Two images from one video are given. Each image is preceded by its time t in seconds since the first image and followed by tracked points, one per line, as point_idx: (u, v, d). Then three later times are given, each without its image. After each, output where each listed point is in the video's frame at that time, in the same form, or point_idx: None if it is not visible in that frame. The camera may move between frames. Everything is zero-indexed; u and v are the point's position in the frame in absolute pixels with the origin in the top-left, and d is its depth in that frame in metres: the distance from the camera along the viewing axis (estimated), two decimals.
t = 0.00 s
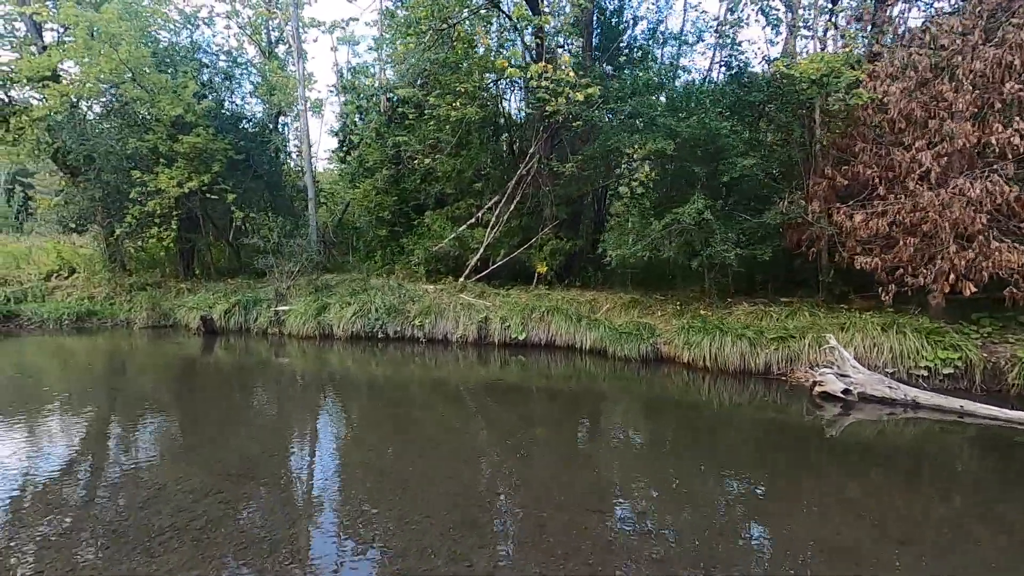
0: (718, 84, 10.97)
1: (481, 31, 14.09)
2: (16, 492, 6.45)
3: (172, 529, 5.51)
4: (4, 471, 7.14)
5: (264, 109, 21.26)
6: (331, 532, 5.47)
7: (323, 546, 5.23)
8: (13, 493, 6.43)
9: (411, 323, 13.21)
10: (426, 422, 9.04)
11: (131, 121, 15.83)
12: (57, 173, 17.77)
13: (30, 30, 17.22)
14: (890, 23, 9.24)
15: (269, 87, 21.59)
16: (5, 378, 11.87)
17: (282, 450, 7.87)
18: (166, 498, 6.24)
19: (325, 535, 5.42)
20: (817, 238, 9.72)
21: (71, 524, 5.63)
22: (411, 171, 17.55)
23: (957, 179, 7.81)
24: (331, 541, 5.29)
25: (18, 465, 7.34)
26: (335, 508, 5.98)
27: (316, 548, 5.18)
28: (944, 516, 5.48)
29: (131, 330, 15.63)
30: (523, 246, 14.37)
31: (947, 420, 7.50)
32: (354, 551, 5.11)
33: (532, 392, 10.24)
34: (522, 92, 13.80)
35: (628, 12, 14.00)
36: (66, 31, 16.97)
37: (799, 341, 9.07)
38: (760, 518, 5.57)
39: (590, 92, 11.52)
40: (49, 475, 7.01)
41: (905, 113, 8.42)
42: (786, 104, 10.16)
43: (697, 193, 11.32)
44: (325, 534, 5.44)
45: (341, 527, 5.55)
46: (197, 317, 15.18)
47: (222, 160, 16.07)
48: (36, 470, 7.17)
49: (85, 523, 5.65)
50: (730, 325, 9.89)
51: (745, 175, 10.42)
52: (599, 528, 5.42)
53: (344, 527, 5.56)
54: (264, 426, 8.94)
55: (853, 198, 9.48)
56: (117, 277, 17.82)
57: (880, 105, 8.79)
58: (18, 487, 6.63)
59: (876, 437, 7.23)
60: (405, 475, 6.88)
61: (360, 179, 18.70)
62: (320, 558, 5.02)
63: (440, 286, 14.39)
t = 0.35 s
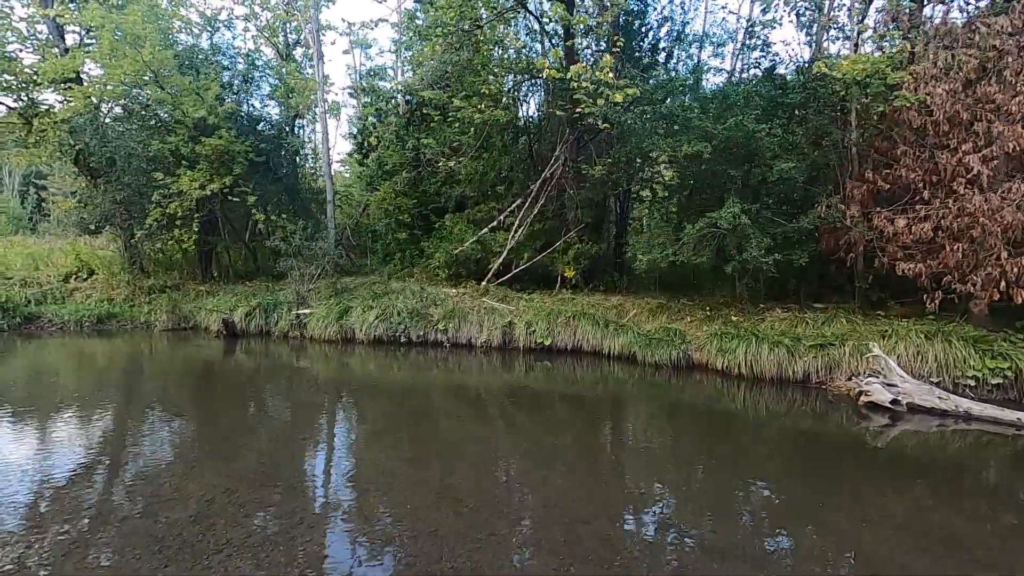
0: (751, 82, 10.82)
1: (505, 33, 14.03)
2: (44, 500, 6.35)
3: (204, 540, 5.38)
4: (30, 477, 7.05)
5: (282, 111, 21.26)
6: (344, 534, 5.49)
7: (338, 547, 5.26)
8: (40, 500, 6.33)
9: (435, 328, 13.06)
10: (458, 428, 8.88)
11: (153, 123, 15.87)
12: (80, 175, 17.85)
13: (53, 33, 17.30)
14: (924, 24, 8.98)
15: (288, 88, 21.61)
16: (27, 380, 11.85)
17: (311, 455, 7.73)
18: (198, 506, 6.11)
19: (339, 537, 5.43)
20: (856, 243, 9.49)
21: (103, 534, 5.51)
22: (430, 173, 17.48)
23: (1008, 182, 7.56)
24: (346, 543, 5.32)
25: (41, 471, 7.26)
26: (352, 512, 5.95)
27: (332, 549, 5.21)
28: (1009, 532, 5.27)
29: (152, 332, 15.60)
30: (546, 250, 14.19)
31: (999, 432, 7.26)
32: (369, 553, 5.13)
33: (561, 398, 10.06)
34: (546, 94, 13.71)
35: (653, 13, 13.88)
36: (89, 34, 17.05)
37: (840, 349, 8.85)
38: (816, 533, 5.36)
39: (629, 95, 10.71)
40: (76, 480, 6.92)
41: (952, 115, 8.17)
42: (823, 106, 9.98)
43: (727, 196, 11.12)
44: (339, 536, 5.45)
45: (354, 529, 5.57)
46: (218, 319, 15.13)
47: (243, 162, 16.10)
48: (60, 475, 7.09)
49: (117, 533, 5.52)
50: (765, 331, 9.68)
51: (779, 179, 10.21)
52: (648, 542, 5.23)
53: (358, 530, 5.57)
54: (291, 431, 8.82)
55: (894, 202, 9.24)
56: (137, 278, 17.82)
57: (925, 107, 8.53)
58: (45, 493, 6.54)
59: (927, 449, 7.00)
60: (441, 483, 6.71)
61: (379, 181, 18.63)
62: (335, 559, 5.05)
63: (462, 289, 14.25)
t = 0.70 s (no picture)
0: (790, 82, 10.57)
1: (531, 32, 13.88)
2: (73, 504, 6.21)
3: (237, 551, 5.19)
4: (55, 479, 6.91)
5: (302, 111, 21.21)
6: (360, 536, 5.47)
7: (355, 548, 5.24)
8: (67, 504, 6.18)
9: (460, 329, 12.88)
10: (490, 432, 8.69)
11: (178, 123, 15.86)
12: (102, 173, 17.89)
13: (76, 32, 17.30)
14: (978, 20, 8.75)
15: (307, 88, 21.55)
16: (49, 379, 11.78)
17: (343, 459, 7.57)
18: (231, 513, 5.95)
19: (354, 539, 5.42)
20: (900, 247, 9.18)
21: (135, 542, 5.35)
22: (452, 174, 17.36)
23: None
24: (362, 546, 5.30)
25: (66, 473, 7.12)
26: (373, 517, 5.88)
27: (346, 551, 5.19)
28: None
29: (174, 332, 15.54)
30: (573, 251, 13.96)
31: None
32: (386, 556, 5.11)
33: (593, 402, 9.85)
34: (572, 93, 13.55)
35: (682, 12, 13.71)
36: (112, 33, 17.05)
37: (885, 355, 8.58)
38: (881, 549, 5.12)
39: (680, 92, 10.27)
40: (104, 484, 6.78)
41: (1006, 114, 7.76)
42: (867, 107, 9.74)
43: (761, 198, 10.88)
44: (355, 539, 5.42)
45: (372, 532, 5.54)
46: (240, 319, 15.04)
47: (266, 161, 16.05)
48: (85, 478, 6.94)
49: (147, 540, 5.37)
50: (805, 337, 9.43)
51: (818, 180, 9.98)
52: (705, 558, 5.01)
53: (375, 533, 5.54)
54: (320, 434, 8.67)
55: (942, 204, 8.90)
56: (157, 278, 17.78)
57: (976, 105, 8.11)
58: (73, 497, 6.40)
59: (984, 460, 6.73)
60: (481, 490, 6.53)
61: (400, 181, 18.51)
62: (350, 560, 5.04)
63: (486, 291, 14.07)
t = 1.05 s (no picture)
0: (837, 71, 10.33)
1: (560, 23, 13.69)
2: (107, 500, 6.05)
3: (279, 552, 4.99)
4: (86, 475, 6.76)
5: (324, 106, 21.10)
6: (384, 534, 5.32)
7: (378, 546, 5.09)
8: (101, 501, 6.01)
9: (488, 325, 12.66)
10: (526, 429, 8.47)
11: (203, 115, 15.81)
12: (126, 167, 17.89)
13: (101, 24, 17.27)
14: None
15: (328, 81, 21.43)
16: (75, 373, 11.70)
17: (380, 455, 7.38)
18: (269, 510, 5.77)
19: (378, 536, 5.27)
20: (954, 243, 8.87)
21: (173, 540, 5.17)
22: (475, 168, 17.15)
23: None
24: (386, 544, 5.14)
25: (96, 468, 6.96)
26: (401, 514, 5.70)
27: (368, 550, 5.04)
28: None
29: (198, 326, 15.48)
30: (603, 247, 13.70)
31: None
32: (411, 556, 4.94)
33: (630, 400, 9.60)
34: (602, 85, 13.29)
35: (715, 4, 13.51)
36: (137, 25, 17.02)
37: (940, 355, 8.29)
38: (957, 557, 4.85)
39: (734, 80, 10.14)
40: (137, 480, 6.62)
41: None
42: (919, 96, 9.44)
43: (803, 191, 10.60)
44: (378, 536, 5.27)
45: (397, 529, 5.39)
46: (264, 313, 14.93)
47: (291, 154, 15.95)
48: (116, 474, 6.78)
49: (185, 539, 5.19)
50: (852, 335, 9.12)
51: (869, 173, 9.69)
52: (773, 566, 4.76)
53: (402, 530, 5.37)
54: (354, 429, 8.49)
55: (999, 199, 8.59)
56: (180, 271, 17.75)
57: None
58: (106, 493, 6.24)
59: None
60: (526, 490, 6.30)
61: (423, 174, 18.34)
62: (372, 559, 4.89)
63: (513, 286, 13.85)
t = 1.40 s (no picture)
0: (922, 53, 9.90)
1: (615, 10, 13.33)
2: (173, 492, 6.02)
3: (349, 553, 4.87)
4: (148, 468, 6.75)
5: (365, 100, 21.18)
6: (423, 528, 5.32)
7: (417, 540, 5.10)
8: (166, 494, 5.98)
9: (538, 320, 12.43)
10: (586, 428, 8.24)
11: (256, 110, 15.98)
12: (179, 161, 18.23)
13: (155, 21, 17.57)
14: None
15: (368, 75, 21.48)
16: (131, 363, 11.89)
17: (440, 453, 7.23)
18: (336, 508, 5.66)
19: (416, 530, 5.27)
20: None
21: (242, 536, 5.09)
22: (521, 162, 16.92)
23: None
24: (424, 539, 5.13)
25: (157, 461, 6.96)
26: (445, 511, 5.65)
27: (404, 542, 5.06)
28: None
29: (248, 318, 15.70)
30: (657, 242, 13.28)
31: None
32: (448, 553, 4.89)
33: (692, 400, 9.24)
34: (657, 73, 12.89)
35: None
36: (190, 20, 17.28)
37: None
38: None
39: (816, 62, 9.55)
40: (199, 473, 6.59)
41: None
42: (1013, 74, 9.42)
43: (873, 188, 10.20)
44: (417, 531, 5.27)
45: (438, 526, 5.36)
46: (312, 306, 15.03)
47: (339, 148, 16.00)
48: (176, 468, 6.75)
49: (252, 535, 5.10)
50: (935, 336, 8.60)
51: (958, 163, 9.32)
52: None
53: (442, 528, 5.34)
54: (410, 425, 8.38)
55: None
56: (229, 264, 18.04)
57: None
58: (171, 485, 6.22)
59: None
60: (596, 495, 6.05)
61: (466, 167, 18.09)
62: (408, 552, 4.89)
63: (562, 281, 13.58)
